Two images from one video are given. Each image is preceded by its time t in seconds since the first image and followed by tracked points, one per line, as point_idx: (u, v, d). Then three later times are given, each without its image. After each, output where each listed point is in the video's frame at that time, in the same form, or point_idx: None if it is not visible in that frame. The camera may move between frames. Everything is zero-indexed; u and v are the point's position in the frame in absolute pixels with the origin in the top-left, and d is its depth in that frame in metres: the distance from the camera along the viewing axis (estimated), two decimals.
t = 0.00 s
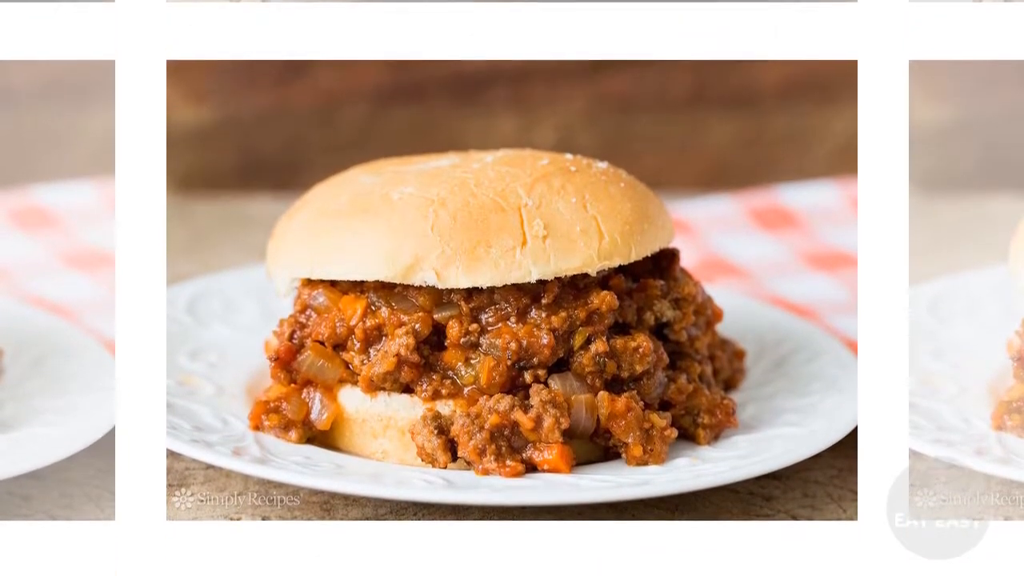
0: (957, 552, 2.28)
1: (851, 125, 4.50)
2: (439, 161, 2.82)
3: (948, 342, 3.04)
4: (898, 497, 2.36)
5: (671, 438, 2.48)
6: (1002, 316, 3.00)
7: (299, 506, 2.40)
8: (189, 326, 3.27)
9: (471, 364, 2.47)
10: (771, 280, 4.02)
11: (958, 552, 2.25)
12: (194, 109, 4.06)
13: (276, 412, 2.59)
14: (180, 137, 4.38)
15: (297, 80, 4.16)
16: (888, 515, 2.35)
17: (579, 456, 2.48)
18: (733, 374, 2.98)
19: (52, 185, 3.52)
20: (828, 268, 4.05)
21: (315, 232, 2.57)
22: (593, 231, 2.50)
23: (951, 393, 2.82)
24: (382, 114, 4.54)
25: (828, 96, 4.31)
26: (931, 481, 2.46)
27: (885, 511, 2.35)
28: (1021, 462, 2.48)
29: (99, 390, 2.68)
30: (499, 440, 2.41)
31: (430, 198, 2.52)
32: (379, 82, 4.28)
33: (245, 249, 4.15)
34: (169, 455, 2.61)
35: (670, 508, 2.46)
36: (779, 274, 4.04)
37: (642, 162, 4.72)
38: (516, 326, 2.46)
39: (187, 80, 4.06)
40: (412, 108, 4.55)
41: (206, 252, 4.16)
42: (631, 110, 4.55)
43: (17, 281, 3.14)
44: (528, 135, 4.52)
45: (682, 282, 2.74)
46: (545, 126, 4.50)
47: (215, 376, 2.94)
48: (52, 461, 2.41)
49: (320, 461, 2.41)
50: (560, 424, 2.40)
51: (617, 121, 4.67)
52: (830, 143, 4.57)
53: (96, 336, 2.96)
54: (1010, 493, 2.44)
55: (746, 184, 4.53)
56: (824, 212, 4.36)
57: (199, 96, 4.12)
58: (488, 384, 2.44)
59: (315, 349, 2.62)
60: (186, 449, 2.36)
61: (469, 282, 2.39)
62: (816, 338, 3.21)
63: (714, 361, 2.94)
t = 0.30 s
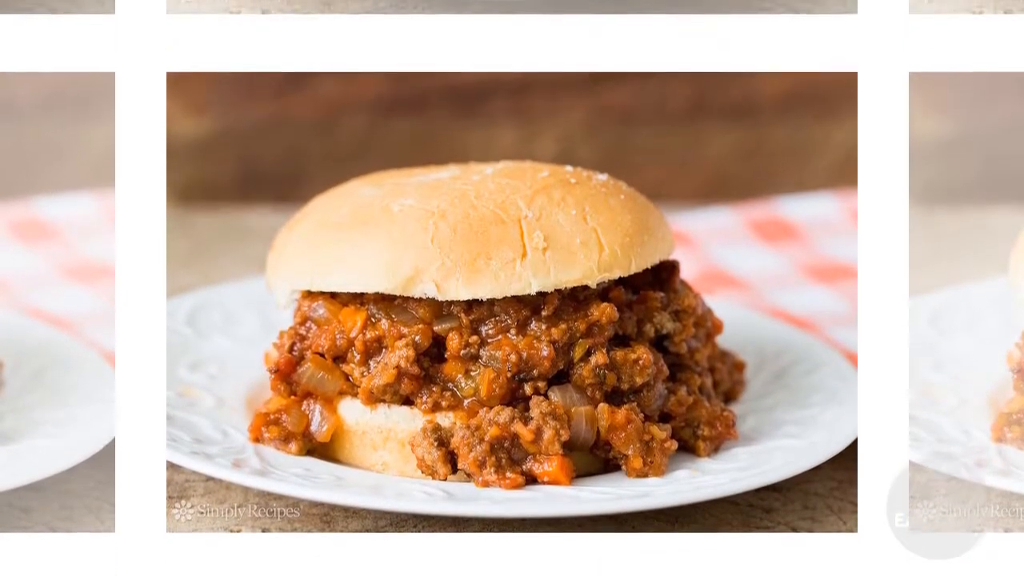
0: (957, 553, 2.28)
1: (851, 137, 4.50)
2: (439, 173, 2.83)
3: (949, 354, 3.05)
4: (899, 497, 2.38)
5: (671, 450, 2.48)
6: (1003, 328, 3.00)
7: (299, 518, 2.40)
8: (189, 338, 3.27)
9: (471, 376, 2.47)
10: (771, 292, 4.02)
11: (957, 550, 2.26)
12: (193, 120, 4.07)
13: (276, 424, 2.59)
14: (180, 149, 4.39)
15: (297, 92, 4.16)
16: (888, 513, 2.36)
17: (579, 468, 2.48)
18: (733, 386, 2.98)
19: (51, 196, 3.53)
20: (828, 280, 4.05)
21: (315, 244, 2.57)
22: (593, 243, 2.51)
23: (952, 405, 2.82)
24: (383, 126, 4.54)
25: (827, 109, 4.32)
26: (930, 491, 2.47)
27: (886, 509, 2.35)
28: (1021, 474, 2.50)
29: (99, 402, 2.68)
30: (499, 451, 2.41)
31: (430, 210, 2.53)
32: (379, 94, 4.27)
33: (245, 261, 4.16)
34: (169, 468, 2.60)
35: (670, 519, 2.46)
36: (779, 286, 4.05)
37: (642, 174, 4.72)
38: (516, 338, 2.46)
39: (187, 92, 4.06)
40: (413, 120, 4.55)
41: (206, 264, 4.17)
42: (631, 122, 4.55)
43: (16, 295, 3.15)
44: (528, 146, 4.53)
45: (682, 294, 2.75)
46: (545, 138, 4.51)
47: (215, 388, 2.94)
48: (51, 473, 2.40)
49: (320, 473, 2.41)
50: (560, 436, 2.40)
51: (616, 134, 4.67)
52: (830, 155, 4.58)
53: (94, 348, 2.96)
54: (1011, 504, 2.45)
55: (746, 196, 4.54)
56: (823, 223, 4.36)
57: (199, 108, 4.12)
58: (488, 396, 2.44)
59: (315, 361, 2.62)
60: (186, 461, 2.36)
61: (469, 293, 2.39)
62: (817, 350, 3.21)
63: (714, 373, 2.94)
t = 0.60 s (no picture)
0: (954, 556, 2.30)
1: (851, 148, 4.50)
2: (439, 185, 2.84)
3: (949, 365, 3.05)
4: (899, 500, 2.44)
5: (671, 462, 2.48)
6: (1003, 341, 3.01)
7: (298, 530, 2.40)
8: (189, 350, 3.27)
9: (471, 388, 2.48)
10: (771, 303, 4.03)
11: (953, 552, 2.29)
12: (193, 132, 4.08)
13: (276, 436, 2.60)
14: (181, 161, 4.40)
15: (297, 103, 4.16)
16: (890, 514, 2.42)
17: (579, 480, 2.48)
18: (733, 398, 2.98)
19: (51, 209, 3.54)
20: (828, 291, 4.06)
21: (315, 256, 2.58)
22: (593, 255, 2.52)
23: (953, 416, 2.82)
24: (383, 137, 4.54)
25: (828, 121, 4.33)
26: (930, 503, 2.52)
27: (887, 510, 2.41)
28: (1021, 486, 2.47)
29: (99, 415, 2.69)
30: (499, 463, 2.41)
31: (429, 221, 2.54)
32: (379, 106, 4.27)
33: (245, 273, 4.16)
34: (169, 479, 2.61)
35: (670, 531, 2.46)
36: (779, 297, 4.06)
37: (643, 186, 4.72)
38: (516, 350, 2.47)
39: (188, 103, 4.07)
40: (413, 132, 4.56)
41: (206, 275, 4.18)
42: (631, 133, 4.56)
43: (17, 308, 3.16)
44: (528, 158, 4.53)
45: (682, 306, 2.75)
46: (545, 150, 4.53)
47: (215, 400, 2.94)
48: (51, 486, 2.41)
49: (320, 485, 2.41)
50: (560, 448, 2.40)
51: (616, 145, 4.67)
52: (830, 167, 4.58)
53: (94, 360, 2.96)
54: (1011, 517, 2.46)
55: (747, 208, 4.54)
56: (825, 236, 4.38)
57: (199, 119, 4.14)
58: (488, 408, 2.45)
59: (315, 373, 2.62)
60: (186, 473, 2.36)
61: (469, 305, 2.40)
62: (817, 363, 3.21)
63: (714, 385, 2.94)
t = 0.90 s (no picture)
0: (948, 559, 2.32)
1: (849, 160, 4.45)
2: (439, 197, 2.84)
3: (949, 378, 3.05)
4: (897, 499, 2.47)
5: (671, 474, 2.48)
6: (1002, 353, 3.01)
7: (298, 542, 2.40)
8: (189, 362, 3.27)
9: (471, 400, 2.48)
10: (772, 314, 4.04)
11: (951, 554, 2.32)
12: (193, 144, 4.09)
13: (276, 448, 2.59)
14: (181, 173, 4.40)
15: (297, 115, 4.16)
16: (888, 514, 2.46)
17: (579, 492, 2.48)
18: (733, 410, 2.98)
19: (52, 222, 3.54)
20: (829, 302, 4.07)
21: (315, 268, 2.58)
22: (593, 267, 2.52)
23: (953, 427, 2.82)
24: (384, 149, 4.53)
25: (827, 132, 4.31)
26: (931, 515, 2.52)
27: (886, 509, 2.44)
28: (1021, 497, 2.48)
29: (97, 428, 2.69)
30: (499, 476, 2.41)
31: (429, 233, 2.54)
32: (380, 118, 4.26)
33: (245, 285, 4.16)
34: (169, 491, 2.61)
35: (669, 543, 2.46)
36: (779, 309, 4.06)
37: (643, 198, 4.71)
38: (516, 362, 2.47)
39: (188, 116, 4.08)
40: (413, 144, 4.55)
41: (206, 287, 4.18)
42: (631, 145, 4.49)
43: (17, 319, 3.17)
44: (528, 170, 4.53)
45: (682, 318, 2.76)
46: (545, 162, 4.53)
47: (214, 412, 2.94)
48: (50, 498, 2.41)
49: (320, 497, 2.41)
50: (560, 460, 2.40)
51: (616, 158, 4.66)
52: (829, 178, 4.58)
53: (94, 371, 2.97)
54: (1010, 529, 2.43)
55: (747, 221, 4.55)
56: (824, 248, 4.39)
57: (199, 131, 4.14)
58: (488, 420, 2.44)
59: (315, 385, 2.62)
60: (185, 485, 2.36)
61: (469, 317, 2.40)
62: (816, 375, 3.21)
63: (714, 398, 2.94)
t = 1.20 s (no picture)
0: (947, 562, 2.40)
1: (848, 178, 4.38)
2: (440, 209, 2.85)
3: (949, 389, 3.06)
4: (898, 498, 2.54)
5: (671, 486, 2.48)
6: (1002, 364, 3.00)
7: (298, 554, 2.40)
8: (189, 374, 3.28)
9: (471, 412, 2.48)
10: (772, 326, 4.05)
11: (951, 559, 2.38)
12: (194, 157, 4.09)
13: (276, 460, 2.60)
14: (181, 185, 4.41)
15: (297, 128, 4.16)
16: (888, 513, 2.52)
17: (579, 504, 2.48)
18: (733, 422, 2.98)
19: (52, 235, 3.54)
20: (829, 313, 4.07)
21: (315, 280, 2.59)
22: (593, 279, 2.53)
23: (953, 439, 2.82)
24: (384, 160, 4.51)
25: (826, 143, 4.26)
26: (930, 526, 2.54)
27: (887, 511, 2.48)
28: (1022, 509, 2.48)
29: (96, 440, 2.70)
30: (499, 487, 2.41)
31: (430, 245, 2.55)
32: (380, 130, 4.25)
33: (245, 297, 4.16)
34: (170, 504, 2.61)
35: (669, 555, 2.46)
36: (780, 320, 4.07)
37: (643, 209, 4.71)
38: (516, 374, 2.47)
39: (187, 130, 4.09)
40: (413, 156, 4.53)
41: (206, 299, 4.19)
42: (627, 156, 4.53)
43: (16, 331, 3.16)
44: (528, 181, 4.53)
45: (682, 330, 2.76)
46: (545, 173, 4.52)
47: (214, 424, 2.94)
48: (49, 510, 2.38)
49: (319, 509, 2.41)
50: (560, 472, 2.40)
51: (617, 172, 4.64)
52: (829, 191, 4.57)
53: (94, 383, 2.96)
54: (1010, 541, 2.45)
55: (747, 232, 4.55)
56: (824, 260, 4.39)
57: (199, 144, 4.16)
58: (488, 432, 2.45)
59: (315, 397, 2.62)
60: (185, 496, 2.37)
61: (469, 329, 2.41)
62: (816, 386, 3.21)
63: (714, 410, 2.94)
